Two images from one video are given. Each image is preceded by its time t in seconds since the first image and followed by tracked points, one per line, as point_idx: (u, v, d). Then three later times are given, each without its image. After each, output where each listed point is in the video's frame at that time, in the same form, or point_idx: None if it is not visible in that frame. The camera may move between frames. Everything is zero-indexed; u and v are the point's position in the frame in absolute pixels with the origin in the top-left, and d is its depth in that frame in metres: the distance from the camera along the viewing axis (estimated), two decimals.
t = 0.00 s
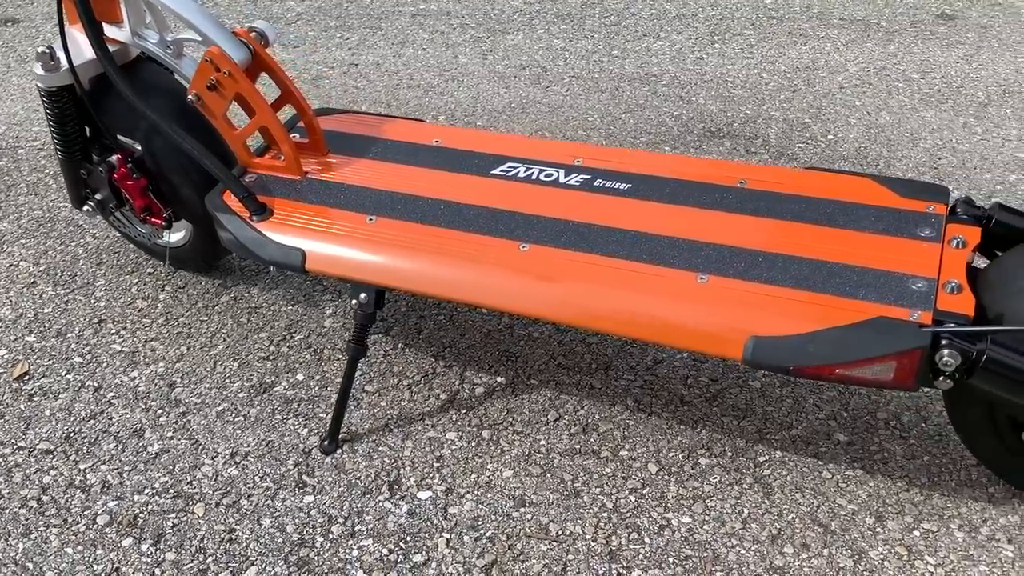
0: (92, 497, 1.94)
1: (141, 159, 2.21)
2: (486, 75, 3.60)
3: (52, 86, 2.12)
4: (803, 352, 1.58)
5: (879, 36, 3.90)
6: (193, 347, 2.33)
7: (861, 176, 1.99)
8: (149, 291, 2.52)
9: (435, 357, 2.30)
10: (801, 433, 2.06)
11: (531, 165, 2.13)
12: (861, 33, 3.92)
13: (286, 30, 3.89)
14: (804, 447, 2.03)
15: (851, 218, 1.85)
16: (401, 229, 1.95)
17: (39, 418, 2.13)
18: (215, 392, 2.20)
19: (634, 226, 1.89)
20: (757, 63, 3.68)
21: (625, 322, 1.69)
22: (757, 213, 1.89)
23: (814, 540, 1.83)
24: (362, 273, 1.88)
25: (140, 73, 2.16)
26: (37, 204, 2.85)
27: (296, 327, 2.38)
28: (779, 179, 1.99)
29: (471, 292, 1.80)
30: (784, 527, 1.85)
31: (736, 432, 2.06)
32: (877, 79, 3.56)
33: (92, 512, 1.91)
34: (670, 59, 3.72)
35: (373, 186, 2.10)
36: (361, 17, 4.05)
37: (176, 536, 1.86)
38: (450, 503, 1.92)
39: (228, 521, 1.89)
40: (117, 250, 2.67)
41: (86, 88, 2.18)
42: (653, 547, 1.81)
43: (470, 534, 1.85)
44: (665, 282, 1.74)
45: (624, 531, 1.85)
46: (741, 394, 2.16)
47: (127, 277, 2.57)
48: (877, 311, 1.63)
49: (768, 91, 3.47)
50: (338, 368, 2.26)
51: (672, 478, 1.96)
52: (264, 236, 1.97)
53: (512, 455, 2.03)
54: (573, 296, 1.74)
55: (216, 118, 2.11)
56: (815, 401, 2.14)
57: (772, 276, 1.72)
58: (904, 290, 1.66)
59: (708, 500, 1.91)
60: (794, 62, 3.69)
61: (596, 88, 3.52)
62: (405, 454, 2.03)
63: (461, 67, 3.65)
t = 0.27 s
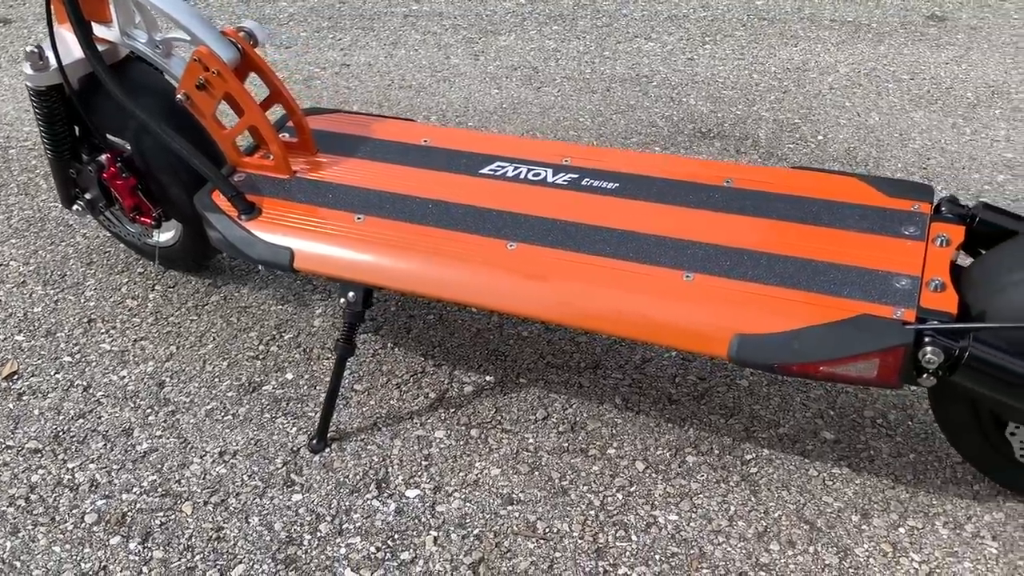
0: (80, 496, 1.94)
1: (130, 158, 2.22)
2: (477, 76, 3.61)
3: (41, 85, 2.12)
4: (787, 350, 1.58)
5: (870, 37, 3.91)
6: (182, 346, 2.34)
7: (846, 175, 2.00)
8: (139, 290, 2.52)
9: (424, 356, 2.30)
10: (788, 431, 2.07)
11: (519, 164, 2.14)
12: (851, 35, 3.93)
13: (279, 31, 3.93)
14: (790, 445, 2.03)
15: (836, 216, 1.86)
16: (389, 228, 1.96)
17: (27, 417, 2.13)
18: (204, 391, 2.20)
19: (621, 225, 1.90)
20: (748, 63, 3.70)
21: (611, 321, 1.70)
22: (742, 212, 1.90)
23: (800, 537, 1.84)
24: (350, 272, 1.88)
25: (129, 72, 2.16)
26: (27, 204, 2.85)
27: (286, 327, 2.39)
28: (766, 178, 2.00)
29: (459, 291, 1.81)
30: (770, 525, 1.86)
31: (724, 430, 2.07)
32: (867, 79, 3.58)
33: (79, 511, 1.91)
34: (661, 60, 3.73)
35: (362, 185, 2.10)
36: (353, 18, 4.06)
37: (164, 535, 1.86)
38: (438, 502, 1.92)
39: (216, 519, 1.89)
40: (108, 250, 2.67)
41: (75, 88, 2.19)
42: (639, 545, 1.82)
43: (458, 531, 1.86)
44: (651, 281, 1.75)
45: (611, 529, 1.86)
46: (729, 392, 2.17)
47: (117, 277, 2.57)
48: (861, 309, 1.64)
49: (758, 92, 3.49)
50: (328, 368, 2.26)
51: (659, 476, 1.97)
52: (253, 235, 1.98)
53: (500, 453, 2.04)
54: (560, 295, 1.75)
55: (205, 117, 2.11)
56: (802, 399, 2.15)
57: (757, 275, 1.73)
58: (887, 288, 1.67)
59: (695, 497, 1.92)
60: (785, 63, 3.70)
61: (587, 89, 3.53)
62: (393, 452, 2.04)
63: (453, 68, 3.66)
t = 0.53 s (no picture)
0: (67, 494, 1.94)
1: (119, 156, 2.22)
2: (469, 75, 3.62)
3: (29, 83, 2.12)
4: (770, 346, 1.59)
5: (860, 37, 3.93)
6: (171, 344, 2.34)
7: (831, 173, 2.01)
8: (128, 289, 2.52)
9: (413, 354, 2.31)
10: (774, 428, 2.08)
11: (506, 162, 2.14)
12: (841, 35, 3.95)
13: (270, 32, 3.93)
14: (776, 442, 2.04)
15: (820, 214, 1.87)
16: (376, 226, 1.96)
17: (15, 416, 2.13)
18: (192, 389, 2.20)
19: (606, 223, 1.91)
20: (738, 64, 3.71)
21: (596, 318, 1.71)
22: (727, 210, 1.91)
23: (785, 533, 1.85)
24: (337, 270, 1.88)
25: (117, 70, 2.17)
26: (17, 203, 2.85)
27: (275, 325, 2.39)
28: (751, 176, 2.01)
29: (444, 289, 1.81)
30: (755, 521, 1.87)
31: (710, 427, 2.08)
32: (857, 79, 3.59)
33: (67, 509, 1.91)
34: (652, 60, 3.74)
35: (350, 183, 2.11)
36: (345, 18, 4.07)
37: (151, 532, 1.86)
38: (425, 499, 1.93)
39: (203, 516, 1.90)
40: (97, 249, 2.67)
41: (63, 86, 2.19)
42: (625, 541, 1.83)
43: (445, 528, 1.86)
44: (636, 278, 1.76)
45: (597, 525, 1.87)
46: (716, 389, 2.18)
47: (107, 275, 2.57)
48: (843, 305, 1.65)
49: (748, 92, 3.50)
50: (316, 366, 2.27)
51: (646, 472, 1.98)
52: (240, 233, 1.98)
53: (487, 451, 2.04)
54: (546, 293, 1.76)
55: (193, 115, 2.12)
56: (789, 397, 2.16)
57: (741, 272, 1.74)
58: (870, 285, 1.68)
59: (681, 494, 1.93)
60: (775, 63, 3.72)
61: (578, 89, 3.54)
62: (381, 450, 2.04)
63: (444, 68, 3.66)
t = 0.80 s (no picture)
0: (53, 492, 1.94)
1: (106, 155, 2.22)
2: (459, 75, 3.63)
3: (15, 82, 2.12)
4: (752, 342, 1.60)
5: (849, 38, 3.95)
6: (159, 343, 2.34)
7: (815, 171, 2.03)
8: (116, 288, 2.53)
9: (400, 353, 2.31)
10: (760, 425, 2.09)
11: (493, 161, 2.15)
12: (831, 36, 3.97)
13: (261, 32, 3.94)
14: (761, 439, 2.05)
15: (803, 211, 1.89)
16: (363, 224, 1.97)
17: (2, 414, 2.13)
18: (180, 388, 2.21)
19: (591, 221, 1.92)
20: (728, 64, 3.72)
21: (580, 315, 1.72)
22: (711, 208, 1.92)
23: (769, 529, 1.85)
24: (323, 268, 1.89)
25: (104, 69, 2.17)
26: (6, 203, 2.85)
27: (263, 324, 2.40)
28: (735, 174, 2.02)
29: (430, 287, 1.82)
30: (740, 517, 1.88)
31: (696, 424, 2.09)
32: (845, 80, 3.61)
33: (53, 507, 1.91)
34: (642, 60, 3.76)
35: (336, 181, 2.12)
36: (336, 18, 4.08)
37: (137, 530, 1.87)
38: (411, 496, 1.93)
39: (190, 514, 1.90)
40: (86, 249, 2.67)
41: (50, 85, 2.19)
42: (610, 537, 1.84)
43: (430, 525, 1.87)
44: (620, 275, 1.76)
45: (583, 521, 1.87)
46: (702, 387, 2.19)
47: (96, 275, 2.57)
48: (825, 302, 1.66)
49: (737, 92, 3.52)
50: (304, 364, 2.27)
51: (631, 469, 1.99)
52: (227, 232, 1.99)
53: (474, 448, 2.05)
54: (531, 290, 1.76)
55: (180, 114, 2.12)
56: (774, 394, 2.17)
57: (724, 269, 1.76)
58: (852, 282, 1.70)
59: (666, 490, 1.94)
60: (764, 63, 3.73)
61: (567, 89, 3.55)
62: (367, 448, 2.05)
63: (435, 68, 3.67)
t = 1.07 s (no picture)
0: (41, 489, 1.95)
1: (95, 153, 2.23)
2: (450, 75, 3.63)
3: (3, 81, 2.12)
4: (736, 337, 1.61)
5: (839, 37, 3.96)
6: (147, 341, 2.34)
7: (800, 168, 2.03)
8: (105, 287, 2.53)
9: (389, 350, 2.32)
10: (746, 421, 2.10)
11: (480, 159, 2.16)
12: (820, 35, 3.98)
13: (252, 32, 3.94)
14: (748, 435, 2.06)
15: (787, 208, 1.90)
16: (350, 221, 1.97)
17: None
18: (168, 386, 2.21)
19: (578, 218, 1.93)
20: (718, 64, 3.74)
21: (565, 311, 1.72)
22: (695, 205, 1.93)
23: (754, 525, 1.86)
24: (310, 265, 1.89)
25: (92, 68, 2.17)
26: None
27: (251, 322, 2.40)
28: (720, 171, 2.04)
29: (416, 284, 1.82)
30: (725, 513, 1.89)
31: (683, 421, 2.10)
32: (835, 79, 3.62)
33: (40, 504, 1.91)
34: (632, 60, 3.77)
35: (324, 179, 2.12)
36: (328, 18, 4.09)
37: (124, 527, 1.87)
38: (398, 492, 1.94)
39: (177, 511, 1.90)
40: (75, 247, 2.67)
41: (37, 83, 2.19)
42: (596, 533, 1.85)
43: (417, 521, 1.87)
44: (605, 272, 1.77)
45: (569, 517, 1.88)
46: (689, 384, 2.20)
47: (85, 273, 2.57)
48: (808, 298, 1.67)
49: (727, 92, 3.53)
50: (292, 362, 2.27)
51: (618, 465, 2.00)
52: (214, 230, 1.99)
53: (461, 445, 2.05)
54: (515, 286, 1.77)
55: (168, 112, 2.12)
56: (761, 390, 2.18)
57: (708, 266, 1.76)
58: (835, 278, 1.71)
59: (653, 486, 1.95)
60: (754, 63, 3.75)
61: (558, 88, 3.56)
62: (355, 445, 2.05)
63: (426, 68, 3.68)
